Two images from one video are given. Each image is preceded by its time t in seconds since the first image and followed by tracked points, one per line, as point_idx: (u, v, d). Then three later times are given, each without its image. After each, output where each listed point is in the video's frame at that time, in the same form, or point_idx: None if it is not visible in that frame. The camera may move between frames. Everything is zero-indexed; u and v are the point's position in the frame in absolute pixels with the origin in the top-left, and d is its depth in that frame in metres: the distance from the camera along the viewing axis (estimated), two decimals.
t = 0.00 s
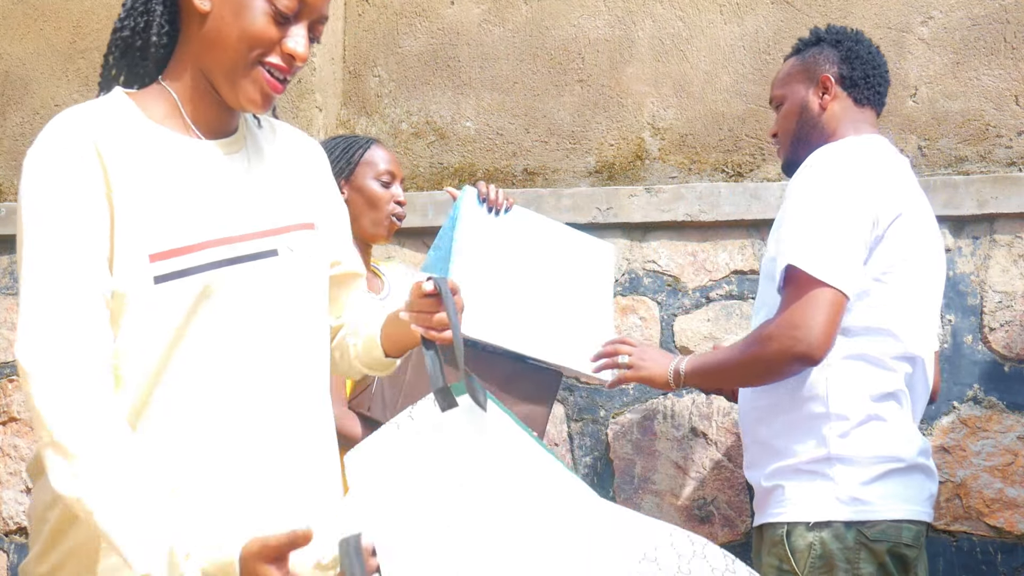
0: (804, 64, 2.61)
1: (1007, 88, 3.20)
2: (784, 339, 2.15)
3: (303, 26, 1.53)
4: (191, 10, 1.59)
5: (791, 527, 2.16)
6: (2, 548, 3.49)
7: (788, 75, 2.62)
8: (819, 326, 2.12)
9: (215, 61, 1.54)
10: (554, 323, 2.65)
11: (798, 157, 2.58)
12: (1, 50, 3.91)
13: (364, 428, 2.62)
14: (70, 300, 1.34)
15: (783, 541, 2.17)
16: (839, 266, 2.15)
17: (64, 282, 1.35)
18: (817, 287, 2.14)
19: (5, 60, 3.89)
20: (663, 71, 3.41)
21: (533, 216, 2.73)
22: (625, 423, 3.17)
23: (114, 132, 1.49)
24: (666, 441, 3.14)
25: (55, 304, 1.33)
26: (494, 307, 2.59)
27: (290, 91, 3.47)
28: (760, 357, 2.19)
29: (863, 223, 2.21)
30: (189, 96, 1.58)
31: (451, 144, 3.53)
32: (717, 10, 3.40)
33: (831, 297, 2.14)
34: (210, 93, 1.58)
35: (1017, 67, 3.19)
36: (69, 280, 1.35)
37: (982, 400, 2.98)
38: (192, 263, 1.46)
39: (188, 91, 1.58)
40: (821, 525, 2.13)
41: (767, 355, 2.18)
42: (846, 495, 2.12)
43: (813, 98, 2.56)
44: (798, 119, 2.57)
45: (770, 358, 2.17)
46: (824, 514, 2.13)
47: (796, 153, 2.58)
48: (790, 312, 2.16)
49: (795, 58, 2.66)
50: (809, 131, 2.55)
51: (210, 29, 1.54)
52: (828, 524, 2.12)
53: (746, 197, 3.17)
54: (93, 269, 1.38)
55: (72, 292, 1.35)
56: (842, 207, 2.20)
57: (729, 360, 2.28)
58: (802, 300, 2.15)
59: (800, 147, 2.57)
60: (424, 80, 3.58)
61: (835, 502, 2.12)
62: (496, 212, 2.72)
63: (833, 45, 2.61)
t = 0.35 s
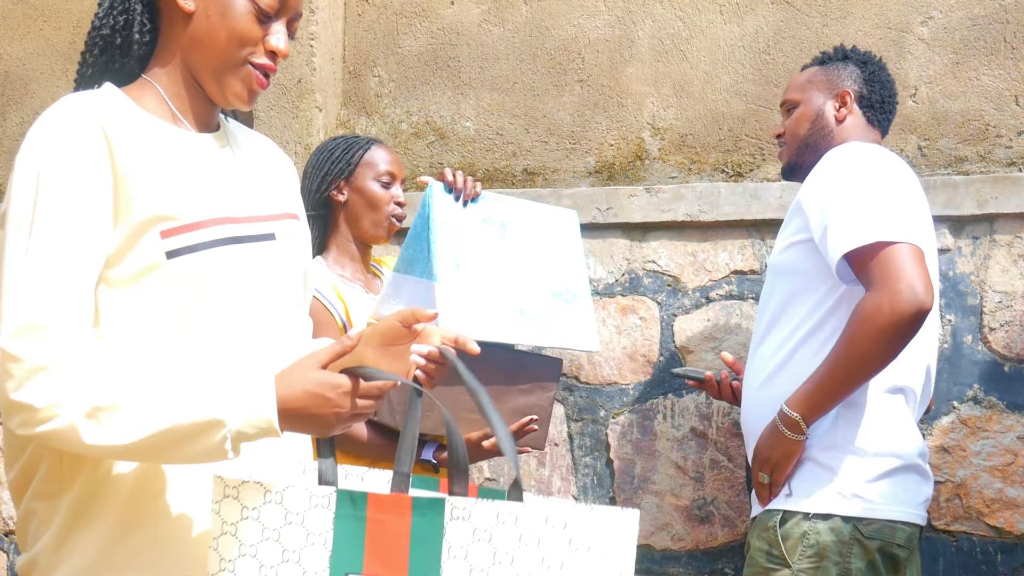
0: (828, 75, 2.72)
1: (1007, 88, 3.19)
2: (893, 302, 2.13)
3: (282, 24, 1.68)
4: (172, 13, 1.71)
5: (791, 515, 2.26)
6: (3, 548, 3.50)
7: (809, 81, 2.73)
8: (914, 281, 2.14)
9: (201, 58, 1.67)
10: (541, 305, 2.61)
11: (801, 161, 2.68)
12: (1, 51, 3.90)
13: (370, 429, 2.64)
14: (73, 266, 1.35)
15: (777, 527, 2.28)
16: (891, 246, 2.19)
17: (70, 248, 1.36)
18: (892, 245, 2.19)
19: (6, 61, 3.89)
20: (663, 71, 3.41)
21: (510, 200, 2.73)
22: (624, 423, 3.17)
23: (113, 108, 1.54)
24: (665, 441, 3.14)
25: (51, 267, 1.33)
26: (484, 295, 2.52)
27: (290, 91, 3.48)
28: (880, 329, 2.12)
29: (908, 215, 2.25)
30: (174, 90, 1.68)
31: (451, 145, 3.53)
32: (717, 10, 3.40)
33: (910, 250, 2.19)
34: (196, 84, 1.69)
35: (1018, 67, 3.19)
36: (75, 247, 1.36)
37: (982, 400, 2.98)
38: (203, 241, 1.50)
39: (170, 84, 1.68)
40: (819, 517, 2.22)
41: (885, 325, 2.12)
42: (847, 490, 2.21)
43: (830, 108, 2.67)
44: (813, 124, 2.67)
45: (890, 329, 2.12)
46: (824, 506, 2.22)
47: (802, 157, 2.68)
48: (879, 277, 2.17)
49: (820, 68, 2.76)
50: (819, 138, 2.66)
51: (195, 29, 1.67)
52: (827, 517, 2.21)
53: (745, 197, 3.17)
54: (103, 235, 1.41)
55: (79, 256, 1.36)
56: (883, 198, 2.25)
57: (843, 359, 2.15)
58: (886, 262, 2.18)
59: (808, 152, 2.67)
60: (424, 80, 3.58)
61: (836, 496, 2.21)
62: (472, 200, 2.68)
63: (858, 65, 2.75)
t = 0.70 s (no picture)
0: (843, 78, 2.71)
1: (1007, 88, 3.20)
2: (927, 319, 2.12)
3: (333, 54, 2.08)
4: (235, 42, 2.02)
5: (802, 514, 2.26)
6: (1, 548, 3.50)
7: (823, 81, 2.72)
8: (945, 298, 2.14)
9: (269, 88, 2.03)
10: (542, 326, 2.56)
11: (808, 159, 2.68)
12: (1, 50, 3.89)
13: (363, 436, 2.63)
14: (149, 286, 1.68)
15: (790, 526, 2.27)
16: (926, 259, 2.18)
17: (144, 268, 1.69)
18: (922, 261, 2.18)
19: (5, 60, 3.87)
20: (663, 71, 3.41)
21: (518, 220, 2.71)
22: (624, 423, 3.16)
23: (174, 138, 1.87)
24: (664, 440, 3.13)
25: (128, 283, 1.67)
26: (491, 323, 2.51)
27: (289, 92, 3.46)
28: (912, 345, 2.11)
29: (934, 225, 2.25)
30: (244, 119, 2.05)
31: (451, 144, 3.53)
32: (717, 10, 3.40)
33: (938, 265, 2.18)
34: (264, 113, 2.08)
35: (1017, 67, 3.19)
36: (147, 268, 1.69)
37: (982, 399, 2.98)
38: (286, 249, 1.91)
39: (239, 114, 2.04)
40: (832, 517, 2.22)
41: (916, 341, 2.11)
42: (859, 490, 2.23)
43: (843, 110, 2.67)
44: (825, 125, 2.66)
45: (922, 346, 2.11)
46: (837, 506, 2.23)
47: (811, 156, 2.67)
48: (909, 292, 2.17)
49: (835, 68, 2.75)
50: (829, 139, 2.65)
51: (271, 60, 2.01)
52: (839, 517, 2.22)
53: (745, 196, 3.18)
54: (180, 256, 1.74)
55: (155, 276, 1.69)
56: (909, 205, 2.25)
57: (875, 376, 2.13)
58: (916, 279, 2.17)
59: (815, 152, 2.67)
60: (424, 79, 3.58)
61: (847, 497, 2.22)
62: (489, 222, 2.70)
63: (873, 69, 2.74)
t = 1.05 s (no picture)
0: (856, 84, 2.61)
1: (1007, 88, 3.21)
2: (931, 343, 2.12)
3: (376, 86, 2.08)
4: (290, 74, 1.98)
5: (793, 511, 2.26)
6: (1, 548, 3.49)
7: (836, 88, 2.62)
8: (948, 322, 2.13)
9: (326, 116, 2.00)
10: (557, 368, 2.61)
11: (810, 166, 2.65)
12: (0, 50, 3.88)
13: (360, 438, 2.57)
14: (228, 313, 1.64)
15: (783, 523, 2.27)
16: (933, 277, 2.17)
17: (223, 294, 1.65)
18: (926, 283, 2.16)
19: (4, 60, 3.87)
20: (663, 71, 3.41)
21: (558, 255, 2.77)
22: (624, 423, 3.16)
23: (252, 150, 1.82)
24: (664, 441, 3.14)
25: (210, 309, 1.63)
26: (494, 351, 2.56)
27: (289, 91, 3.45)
28: (912, 371, 2.11)
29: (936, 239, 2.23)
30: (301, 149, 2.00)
31: (451, 144, 3.53)
32: (717, 10, 3.40)
33: (942, 287, 2.17)
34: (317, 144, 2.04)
35: (1017, 67, 3.20)
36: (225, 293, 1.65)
37: (982, 400, 2.98)
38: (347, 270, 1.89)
39: (296, 143, 1.98)
40: (825, 512, 2.23)
41: (917, 366, 2.11)
42: (851, 488, 2.23)
43: (852, 125, 2.60)
44: (834, 136, 2.60)
45: (922, 371, 2.11)
46: (828, 503, 2.23)
47: (813, 162, 2.64)
48: (914, 314, 2.15)
49: (847, 69, 2.63)
50: (835, 152, 2.60)
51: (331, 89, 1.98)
52: (832, 514, 2.23)
53: (746, 196, 3.19)
54: (259, 282, 1.71)
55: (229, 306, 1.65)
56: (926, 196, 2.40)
57: (871, 394, 2.13)
58: (920, 300, 2.16)
59: (818, 160, 2.63)
60: (424, 79, 3.58)
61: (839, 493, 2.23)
62: (543, 256, 2.76)
63: (887, 76, 2.61)
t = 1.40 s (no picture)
0: (847, 79, 2.46)
1: (1007, 88, 3.21)
2: (882, 354, 2.06)
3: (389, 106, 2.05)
4: (316, 87, 1.94)
5: (793, 514, 2.17)
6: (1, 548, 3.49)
7: (825, 83, 2.46)
8: (907, 338, 2.06)
9: (342, 131, 1.95)
10: (586, 428, 2.47)
11: (803, 163, 2.51)
12: None
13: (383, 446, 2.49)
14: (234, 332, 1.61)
15: (785, 527, 2.17)
16: (906, 291, 2.08)
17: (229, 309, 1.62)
18: (890, 295, 2.09)
19: (4, 60, 3.86)
20: (663, 71, 3.41)
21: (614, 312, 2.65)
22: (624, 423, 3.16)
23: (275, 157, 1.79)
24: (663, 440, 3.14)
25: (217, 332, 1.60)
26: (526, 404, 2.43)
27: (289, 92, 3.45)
28: (851, 368, 2.09)
29: (921, 248, 2.14)
30: (315, 162, 1.94)
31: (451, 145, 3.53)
32: (717, 10, 3.39)
33: (911, 304, 2.09)
34: (329, 157, 1.98)
35: (1017, 67, 3.20)
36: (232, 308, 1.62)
37: (982, 400, 2.98)
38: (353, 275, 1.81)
39: (313, 156, 1.94)
40: (827, 515, 2.13)
41: (856, 366, 2.09)
42: (851, 488, 2.14)
43: (842, 121, 2.45)
44: (825, 133, 2.45)
45: (862, 372, 2.08)
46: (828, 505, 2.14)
47: (805, 159, 2.50)
48: (874, 322, 2.09)
49: (836, 63, 2.48)
50: (828, 149, 2.46)
51: (352, 106, 1.94)
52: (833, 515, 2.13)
53: (746, 196, 3.19)
54: (285, 311, 1.66)
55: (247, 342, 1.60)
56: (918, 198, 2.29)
57: (805, 369, 2.15)
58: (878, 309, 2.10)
59: (810, 158, 2.49)
60: (424, 79, 3.58)
61: (842, 493, 2.14)
62: (599, 314, 2.64)
63: (878, 71, 2.47)
